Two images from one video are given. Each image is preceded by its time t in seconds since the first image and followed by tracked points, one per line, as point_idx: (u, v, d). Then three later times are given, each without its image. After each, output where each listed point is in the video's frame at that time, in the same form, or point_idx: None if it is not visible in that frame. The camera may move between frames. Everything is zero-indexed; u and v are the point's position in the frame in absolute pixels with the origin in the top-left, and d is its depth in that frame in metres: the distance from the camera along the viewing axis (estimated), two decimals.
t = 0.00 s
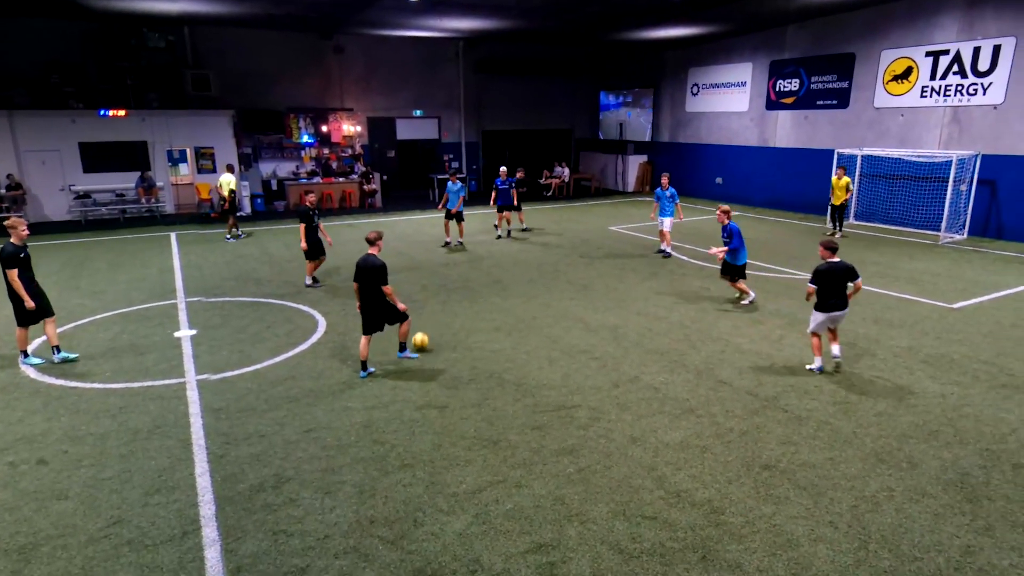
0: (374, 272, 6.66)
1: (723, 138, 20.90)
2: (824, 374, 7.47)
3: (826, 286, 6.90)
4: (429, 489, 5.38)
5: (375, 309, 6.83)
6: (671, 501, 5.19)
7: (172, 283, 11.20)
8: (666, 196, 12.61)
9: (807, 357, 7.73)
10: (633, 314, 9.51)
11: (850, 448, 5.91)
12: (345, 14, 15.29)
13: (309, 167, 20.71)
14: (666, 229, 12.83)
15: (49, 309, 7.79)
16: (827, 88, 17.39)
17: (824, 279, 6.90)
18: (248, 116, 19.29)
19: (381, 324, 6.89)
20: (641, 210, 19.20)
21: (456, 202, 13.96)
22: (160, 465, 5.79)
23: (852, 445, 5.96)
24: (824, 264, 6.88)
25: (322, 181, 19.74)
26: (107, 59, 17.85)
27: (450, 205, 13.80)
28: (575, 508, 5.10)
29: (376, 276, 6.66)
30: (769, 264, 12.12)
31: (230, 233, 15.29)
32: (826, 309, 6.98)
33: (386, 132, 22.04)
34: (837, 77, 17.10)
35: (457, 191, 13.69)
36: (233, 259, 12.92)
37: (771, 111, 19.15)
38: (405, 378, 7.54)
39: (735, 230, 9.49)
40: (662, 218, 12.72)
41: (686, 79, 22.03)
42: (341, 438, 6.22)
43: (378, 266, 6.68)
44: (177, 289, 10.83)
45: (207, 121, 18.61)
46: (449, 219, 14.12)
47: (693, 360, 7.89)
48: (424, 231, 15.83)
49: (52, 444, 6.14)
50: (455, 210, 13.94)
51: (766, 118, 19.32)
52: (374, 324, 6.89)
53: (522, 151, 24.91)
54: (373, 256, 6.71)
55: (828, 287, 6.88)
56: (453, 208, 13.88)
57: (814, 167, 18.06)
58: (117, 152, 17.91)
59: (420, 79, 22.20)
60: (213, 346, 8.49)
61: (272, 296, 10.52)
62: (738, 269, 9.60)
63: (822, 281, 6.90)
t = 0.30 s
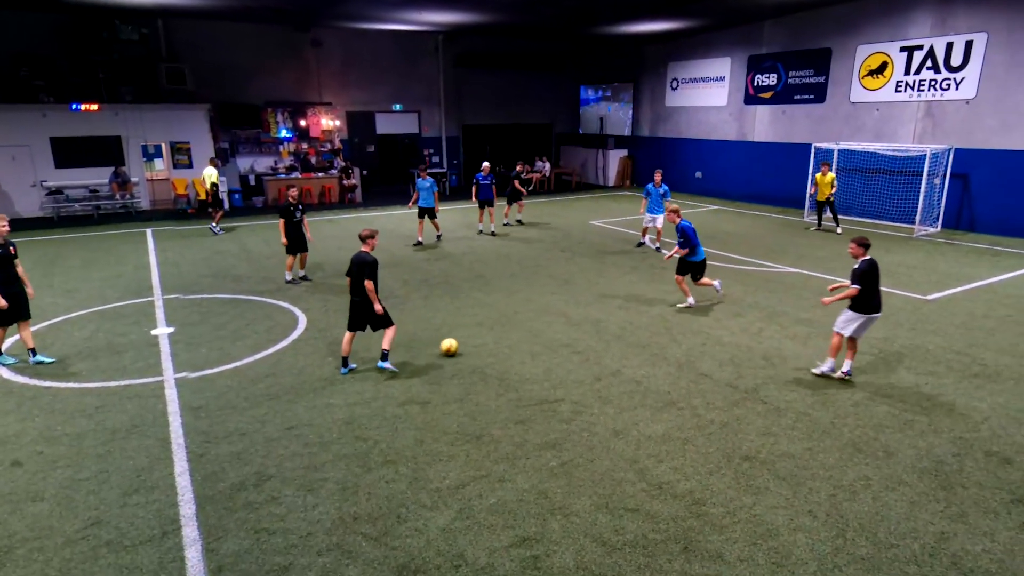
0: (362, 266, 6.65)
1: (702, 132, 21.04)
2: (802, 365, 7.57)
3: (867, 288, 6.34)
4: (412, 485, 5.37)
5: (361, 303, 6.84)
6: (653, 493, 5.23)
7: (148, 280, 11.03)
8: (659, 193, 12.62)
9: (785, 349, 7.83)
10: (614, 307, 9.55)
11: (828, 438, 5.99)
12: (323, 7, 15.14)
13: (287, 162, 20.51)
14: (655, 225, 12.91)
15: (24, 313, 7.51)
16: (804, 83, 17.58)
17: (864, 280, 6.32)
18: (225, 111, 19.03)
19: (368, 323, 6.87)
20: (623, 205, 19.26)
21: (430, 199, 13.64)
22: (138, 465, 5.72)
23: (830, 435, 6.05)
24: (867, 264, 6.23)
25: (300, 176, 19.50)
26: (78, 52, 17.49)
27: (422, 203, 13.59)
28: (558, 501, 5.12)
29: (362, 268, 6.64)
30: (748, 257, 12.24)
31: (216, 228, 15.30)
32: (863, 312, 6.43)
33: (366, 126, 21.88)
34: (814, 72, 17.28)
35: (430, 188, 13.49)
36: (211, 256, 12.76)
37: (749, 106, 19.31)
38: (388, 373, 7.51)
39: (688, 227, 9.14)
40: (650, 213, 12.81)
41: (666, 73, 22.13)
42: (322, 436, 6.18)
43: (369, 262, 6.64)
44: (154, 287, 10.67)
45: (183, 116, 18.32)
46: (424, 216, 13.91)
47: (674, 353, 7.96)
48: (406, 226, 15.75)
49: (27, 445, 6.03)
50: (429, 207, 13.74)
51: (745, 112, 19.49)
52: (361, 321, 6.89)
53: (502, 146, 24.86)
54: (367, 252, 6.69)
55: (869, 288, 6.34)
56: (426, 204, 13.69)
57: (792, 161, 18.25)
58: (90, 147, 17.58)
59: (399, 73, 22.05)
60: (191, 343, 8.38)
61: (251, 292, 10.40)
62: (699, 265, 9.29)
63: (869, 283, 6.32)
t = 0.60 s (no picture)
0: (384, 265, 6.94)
1: (683, 128, 21.16)
2: (780, 358, 7.67)
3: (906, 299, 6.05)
4: (395, 482, 5.35)
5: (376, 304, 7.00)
6: (636, 486, 5.27)
7: (125, 278, 10.85)
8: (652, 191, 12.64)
9: (764, 342, 7.92)
10: (596, 302, 9.59)
11: (807, 430, 6.07)
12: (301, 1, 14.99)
13: (266, 157, 20.26)
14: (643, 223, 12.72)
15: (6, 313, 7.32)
16: (782, 78, 17.74)
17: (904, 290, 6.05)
18: (201, 106, 18.77)
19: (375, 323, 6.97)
20: (605, 200, 19.32)
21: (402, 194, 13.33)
22: (116, 465, 5.63)
23: (809, 426, 6.13)
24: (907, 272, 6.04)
25: (279, 172, 19.27)
26: (50, 45, 17.14)
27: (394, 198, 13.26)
28: (542, 496, 5.14)
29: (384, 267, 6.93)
30: (728, 252, 12.34)
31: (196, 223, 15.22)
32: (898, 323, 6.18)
33: (346, 122, 21.70)
34: (792, 67, 17.45)
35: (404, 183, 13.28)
36: (190, 253, 12.58)
37: (729, 101, 19.44)
38: (371, 370, 7.47)
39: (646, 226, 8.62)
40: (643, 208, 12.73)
41: (646, 69, 22.22)
42: (304, 433, 6.14)
43: (403, 262, 7.02)
44: (131, 285, 10.51)
45: (159, 111, 18.03)
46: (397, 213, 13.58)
47: (656, 347, 8.01)
48: (388, 222, 15.67)
49: (1, 447, 5.91)
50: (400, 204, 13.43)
51: (724, 107, 19.62)
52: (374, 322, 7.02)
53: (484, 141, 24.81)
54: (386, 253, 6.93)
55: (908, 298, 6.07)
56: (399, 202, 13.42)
57: (771, 156, 18.42)
58: (63, 143, 17.24)
59: (379, 68, 21.90)
60: (169, 342, 8.27)
61: (231, 290, 10.29)
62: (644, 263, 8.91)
63: (910, 294, 6.03)
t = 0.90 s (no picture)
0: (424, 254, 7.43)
1: (665, 124, 21.26)
2: (762, 352, 7.75)
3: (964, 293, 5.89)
4: (380, 481, 5.33)
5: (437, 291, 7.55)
6: (621, 481, 5.30)
7: (103, 278, 10.69)
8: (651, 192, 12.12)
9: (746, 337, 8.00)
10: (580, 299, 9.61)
11: (789, 423, 6.14)
12: None
13: (246, 154, 20.04)
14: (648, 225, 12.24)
15: None
16: (762, 75, 17.88)
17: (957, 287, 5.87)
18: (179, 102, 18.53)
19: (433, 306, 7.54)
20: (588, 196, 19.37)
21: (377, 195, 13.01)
22: (96, 468, 5.55)
23: (791, 420, 6.20)
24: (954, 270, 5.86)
25: (260, 169, 19.07)
26: (23, 41, 16.81)
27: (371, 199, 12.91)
28: (527, 492, 5.15)
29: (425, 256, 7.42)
30: (710, 247, 12.43)
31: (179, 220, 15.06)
32: (972, 320, 6.02)
33: (327, 118, 21.55)
34: (771, 64, 17.60)
35: (379, 184, 12.92)
36: (169, 252, 12.42)
37: (710, 98, 19.56)
38: (355, 369, 7.43)
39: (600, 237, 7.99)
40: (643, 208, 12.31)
41: (628, 65, 22.29)
42: (287, 433, 6.09)
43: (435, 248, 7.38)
44: (109, 284, 10.35)
45: (136, 108, 17.76)
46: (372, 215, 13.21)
47: (640, 342, 8.05)
48: (371, 220, 15.59)
49: None
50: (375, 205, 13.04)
51: (705, 104, 19.74)
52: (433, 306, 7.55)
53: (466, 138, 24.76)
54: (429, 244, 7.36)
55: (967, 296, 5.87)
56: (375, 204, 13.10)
57: (751, 152, 18.56)
58: (38, 140, 16.92)
59: (360, 64, 21.76)
60: (149, 342, 8.16)
61: (211, 289, 10.17)
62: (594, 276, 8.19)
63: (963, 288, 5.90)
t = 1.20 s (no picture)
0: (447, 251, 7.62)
1: (646, 122, 21.36)
2: (744, 348, 7.82)
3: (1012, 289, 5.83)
4: (364, 481, 5.30)
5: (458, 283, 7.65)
6: (605, 478, 5.32)
7: (80, 279, 10.52)
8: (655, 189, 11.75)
9: (728, 333, 8.07)
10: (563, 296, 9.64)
11: (770, 418, 6.21)
12: None
13: (225, 153, 19.81)
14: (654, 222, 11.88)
15: None
16: (742, 74, 18.04)
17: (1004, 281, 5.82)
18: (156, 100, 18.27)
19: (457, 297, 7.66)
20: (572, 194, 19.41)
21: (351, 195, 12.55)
22: (74, 472, 5.47)
23: (772, 415, 6.26)
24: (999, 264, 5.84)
25: (240, 168, 18.86)
26: None
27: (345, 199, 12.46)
28: (512, 490, 5.15)
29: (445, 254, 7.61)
30: (693, 245, 12.51)
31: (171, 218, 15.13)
32: None
33: (308, 117, 21.37)
34: (751, 63, 17.76)
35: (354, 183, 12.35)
36: (148, 252, 12.25)
37: (691, 96, 19.69)
38: (338, 369, 7.39)
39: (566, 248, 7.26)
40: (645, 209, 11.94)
41: (609, 64, 22.37)
42: (269, 434, 6.05)
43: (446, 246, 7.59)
44: (86, 285, 10.19)
45: (111, 106, 17.47)
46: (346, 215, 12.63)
47: (623, 340, 8.09)
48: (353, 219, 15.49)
49: None
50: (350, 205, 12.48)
51: (686, 102, 19.86)
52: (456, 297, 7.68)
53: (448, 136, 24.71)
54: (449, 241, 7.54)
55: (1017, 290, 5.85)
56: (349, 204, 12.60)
57: (731, 150, 18.71)
58: (11, 139, 16.61)
59: (341, 62, 21.61)
60: (128, 344, 8.04)
61: (191, 289, 10.05)
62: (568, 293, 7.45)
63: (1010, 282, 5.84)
